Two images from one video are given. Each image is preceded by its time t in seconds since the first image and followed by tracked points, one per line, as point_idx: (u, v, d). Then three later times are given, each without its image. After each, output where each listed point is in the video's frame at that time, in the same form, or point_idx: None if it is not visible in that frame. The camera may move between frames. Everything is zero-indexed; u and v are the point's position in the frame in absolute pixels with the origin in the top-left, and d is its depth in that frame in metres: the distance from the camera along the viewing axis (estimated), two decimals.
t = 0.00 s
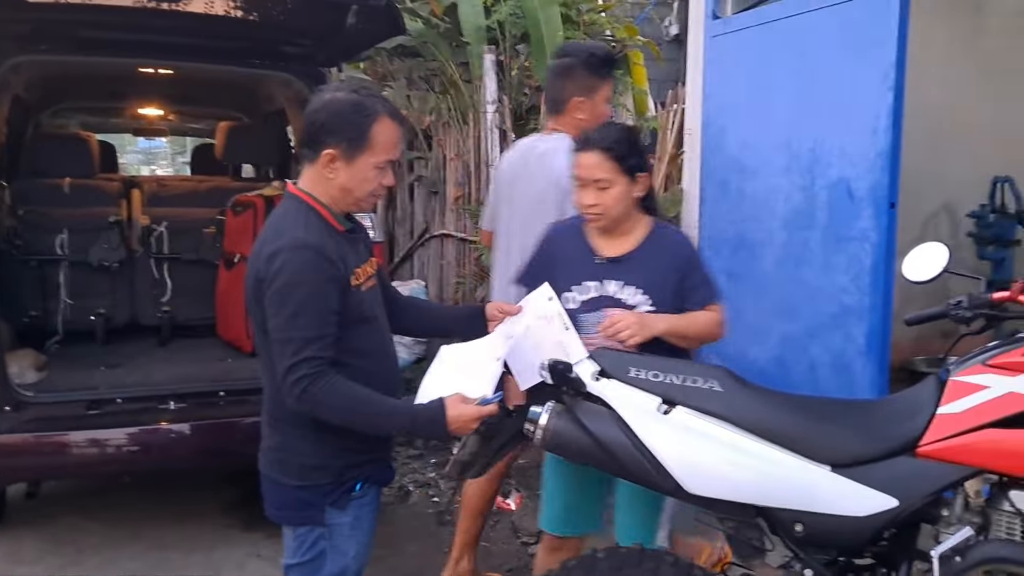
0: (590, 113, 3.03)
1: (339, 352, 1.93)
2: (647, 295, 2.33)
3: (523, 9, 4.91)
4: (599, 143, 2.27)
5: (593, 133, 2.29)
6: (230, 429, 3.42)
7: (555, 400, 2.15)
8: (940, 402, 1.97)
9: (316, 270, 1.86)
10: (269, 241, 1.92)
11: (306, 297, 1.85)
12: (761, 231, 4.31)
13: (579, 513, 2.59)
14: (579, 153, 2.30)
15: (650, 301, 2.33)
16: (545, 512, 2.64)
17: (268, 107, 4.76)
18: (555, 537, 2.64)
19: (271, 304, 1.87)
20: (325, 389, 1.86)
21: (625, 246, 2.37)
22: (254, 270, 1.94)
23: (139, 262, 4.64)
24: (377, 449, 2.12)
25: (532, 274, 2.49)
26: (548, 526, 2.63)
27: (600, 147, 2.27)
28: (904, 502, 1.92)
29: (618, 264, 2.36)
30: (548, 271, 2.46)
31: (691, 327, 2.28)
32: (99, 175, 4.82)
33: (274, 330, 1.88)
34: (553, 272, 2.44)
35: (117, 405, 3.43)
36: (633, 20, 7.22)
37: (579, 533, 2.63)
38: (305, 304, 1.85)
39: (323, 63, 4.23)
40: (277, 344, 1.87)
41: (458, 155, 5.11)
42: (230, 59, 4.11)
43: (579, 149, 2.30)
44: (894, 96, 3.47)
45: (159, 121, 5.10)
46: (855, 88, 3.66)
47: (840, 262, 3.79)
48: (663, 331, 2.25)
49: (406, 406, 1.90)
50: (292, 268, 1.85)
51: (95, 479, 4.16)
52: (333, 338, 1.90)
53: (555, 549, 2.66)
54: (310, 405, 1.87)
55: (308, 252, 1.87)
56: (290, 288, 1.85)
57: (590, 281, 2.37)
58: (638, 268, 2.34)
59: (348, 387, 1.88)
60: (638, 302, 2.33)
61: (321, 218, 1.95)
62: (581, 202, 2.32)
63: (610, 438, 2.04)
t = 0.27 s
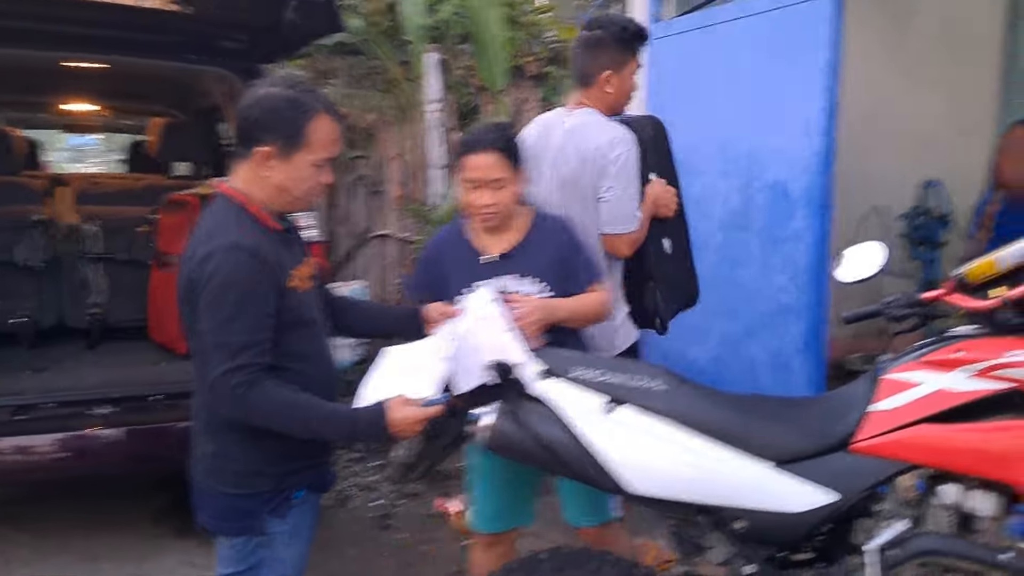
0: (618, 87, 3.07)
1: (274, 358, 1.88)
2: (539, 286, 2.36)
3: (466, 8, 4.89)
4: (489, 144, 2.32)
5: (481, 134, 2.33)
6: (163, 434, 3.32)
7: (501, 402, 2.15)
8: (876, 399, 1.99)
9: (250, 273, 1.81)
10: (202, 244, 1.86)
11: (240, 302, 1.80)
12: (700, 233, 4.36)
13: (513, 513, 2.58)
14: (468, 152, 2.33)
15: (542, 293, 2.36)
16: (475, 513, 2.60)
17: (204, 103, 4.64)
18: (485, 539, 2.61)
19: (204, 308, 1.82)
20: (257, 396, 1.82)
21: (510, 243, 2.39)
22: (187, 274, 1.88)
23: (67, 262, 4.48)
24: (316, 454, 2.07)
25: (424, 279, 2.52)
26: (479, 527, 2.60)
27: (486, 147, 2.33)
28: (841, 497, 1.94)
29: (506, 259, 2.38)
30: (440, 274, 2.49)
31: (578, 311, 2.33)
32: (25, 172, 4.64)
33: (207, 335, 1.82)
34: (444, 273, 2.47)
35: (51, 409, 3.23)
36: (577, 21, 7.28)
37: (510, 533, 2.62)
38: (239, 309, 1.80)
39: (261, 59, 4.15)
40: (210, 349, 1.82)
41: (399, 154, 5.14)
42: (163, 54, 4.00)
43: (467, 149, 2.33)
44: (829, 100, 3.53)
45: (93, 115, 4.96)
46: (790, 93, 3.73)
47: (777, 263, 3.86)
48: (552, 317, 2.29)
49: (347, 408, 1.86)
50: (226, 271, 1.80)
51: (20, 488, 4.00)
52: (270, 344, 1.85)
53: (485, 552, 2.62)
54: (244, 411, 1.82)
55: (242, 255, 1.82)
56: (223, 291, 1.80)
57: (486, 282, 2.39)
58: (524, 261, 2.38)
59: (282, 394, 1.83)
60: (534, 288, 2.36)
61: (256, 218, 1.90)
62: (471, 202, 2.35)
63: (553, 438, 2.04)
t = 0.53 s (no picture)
0: (650, 83, 2.92)
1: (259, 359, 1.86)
2: (492, 282, 2.43)
3: (449, 8, 4.88)
4: (449, 139, 2.36)
5: (442, 130, 2.37)
6: (142, 436, 3.29)
7: (482, 403, 2.14)
8: (856, 399, 2.01)
9: (231, 276, 1.79)
10: (177, 248, 1.83)
11: (222, 307, 1.78)
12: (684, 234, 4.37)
13: (482, 516, 2.57)
14: (429, 147, 2.37)
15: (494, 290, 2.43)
16: (445, 518, 2.59)
17: (184, 102, 4.60)
18: (458, 542, 2.61)
19: (185, 314, 1.79)
20: (246, 401, 1.80)
21: (463, 240, 2.45)
22: (164, 278, 1.85)
23: (45, 262, 4.44)
24: (295, 458, 2.05)
25: (377, 278, 2.54)
26: (450, 532, 2.59)
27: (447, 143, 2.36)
28: (822, 497, 1.95)
29: (460, 257, 2.44)
30: (394, 274, 2.51)
31: (530, 309, 2.40)
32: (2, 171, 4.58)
33: (189, 341, 1.80)
34: (398, 272, 2.50)
35: (21, 412, 3.18)
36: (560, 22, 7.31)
37: (482, 534, 2.62)
38: (221, 313, 1.78)
39: (241, 58, 4.12)
40: (193, 355, 1.79)
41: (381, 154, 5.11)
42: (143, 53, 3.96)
43: (428, 143, 2.37)
44: (811, 103, 3.55)
45: (67, 115, 4.83)
46: (773, 96, 3.75)
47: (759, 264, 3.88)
48: (507, 314, 2.36)
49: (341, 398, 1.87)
50: (206, 275, 1.77)
51: None
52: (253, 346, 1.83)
53: (460, 554, 2.63)
54: (234, 415, 1.80)
55: (221, 258, 1.79)
56: (204, 296, 1.77)
57: (440, 281, 2.44)
58: (479, 258, 2.44)
59: (275, 390, 1.82)
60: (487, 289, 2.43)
61: (234, 219, 1.88)
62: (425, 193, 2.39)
63: (534, 439, 2.03)
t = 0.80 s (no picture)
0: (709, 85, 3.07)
1: (265, 358, 1.87)
2: (482, 281, 2.43)
3: (449, 8, 4.88)
4: (440, 137, 2.36)
5: (433, 128, 2.37)
6: (141, 435, 3.28)
7: (480, 403, 2.14)
8: (856, 400, 2.00)
9: (232, 277, 1.79)
10: (175, 251, 1.82)
11: (225, 308, 1.78)
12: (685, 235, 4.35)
13: (472, 519, 2.57)
14: (420, 144, 2.37)
15: (484, 288, 2.43)
16: (438, 523, 2.60)
17: (185, 101, 4.60)
18: (453, 545, 2.62)
19: (187, 316, 1.79)
20: (260, 400, 1.79)
21: (453, 239, 2.46)
22: (164, 282, 1.84)
23: (44, 261, 4.42)
24: (293, 458, 2.05)
25: (369, 276, 2.54)
26: (444, 537, 2.60)
27: (438, 141, 2.36)
28: (822, 499, 1.94)
29: (451, 256, 2.44)
30: (384, 273, 2.52)
31: (525, 307, 2.40)
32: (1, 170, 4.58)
33: (192, 344, 1.79)
34: (388, 271, 2.50)
35: (20, 411, 3.21)
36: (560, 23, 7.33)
37: (476, 537, 2.61)
38: (224, 314, 1.78)
39: (241, 57, 4.12)
40: (198, 358, 1.79)
41: (382, 155, 5.08)
42: (143, 52, 3.96)
43: (419, 141, 2.37)
44: (811, 103, 3.54)
45: (69, 114, 4.89)
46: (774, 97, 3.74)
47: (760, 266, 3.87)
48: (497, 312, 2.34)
49: (352, 384, 1.87)
50: (207, 276, 1.77)
51: None
52: (259, 345, 1.83)
53: (457, 557, 2.63)
54: (247, 414, 1.80)
55: (222, 259, 1.79)
56: (207, 298, 1.77)
57: (430, 279, 2.44)
58: (470, 257, 2.44)
59: (288, 384, 1.82)
60: (477, 288, 2.43)
61: (230, 220, 1.88)
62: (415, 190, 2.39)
63: (532, 440, 2.03)
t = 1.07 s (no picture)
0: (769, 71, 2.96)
1: (269, 358, 1.86)
2: (480, 282, 2.43)
3: (449, 9, 4.88)
4: (438, 138, 2.36)
5: (431, 129, 2.37)
6: (141, 436, 3.28)
7: (478, 406, 2.13)
8: (856, 403, 1.99)
9: (236, 278, 1.79)
10: (177, 253, 1.81)
11: (229, 309, 1.77)
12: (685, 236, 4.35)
13: (471, 521, 2.56)
14: (418, 146, 2.36)
15: (482, 289, 2.42)
16: (438, 525, 2.60)
17: (185, 102, 4.61)
18: (452, 548, 2.61)
19: (190, 318, 1.78)
20: (266, 400, 1.79)
21: (452, 240, 2.45)
22: (166, 283, 1.83)
23: (44, 262, 4.42)
24: (293, 461, 2.04)
25: (369, 277, 2.54)
26: (443, 539, 2.60)
27: (437, 142, 2.36)
28: (822, 503, 1.93)
29: (449, 257, 2.44)
30: (383, 274, 2.51)
31: (524, 310, 2.38)
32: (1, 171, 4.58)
33: (196, 345, 1.78)
34: (387, 272, 2.50)
35: (20, 412, 3.21)
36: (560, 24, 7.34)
37: (475, 540, 2.61)
38: (228, 315, 1.77)
39: (241, 58, 4.12)
40: (201, 359, 1.78)
41: (382, 155, 5.08)
42: (142, 52, 3.96)
43: (417, 143, 2.37)
44: (812, 105, 3.54)
45: (69, 115, 4.90)
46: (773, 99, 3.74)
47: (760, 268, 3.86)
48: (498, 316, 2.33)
49: (357, 384, 1.87)
50: (210, 277, 1.76)
51: None
52: (264, 345, 1.83)
53: (456, 559, 2.62)
54: (253, 414, 1.79)
55: (225, 260, 1.78)
56: (210, 299, 1.76)
57: (428, 280, 2.44)
58: (468, 259, 2.43)
59: (294, 383, 1.82)
60: (475, 289, 2.42)
61: (231, 221, 1.87)
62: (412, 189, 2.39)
63: (532, 442, 2.02)
